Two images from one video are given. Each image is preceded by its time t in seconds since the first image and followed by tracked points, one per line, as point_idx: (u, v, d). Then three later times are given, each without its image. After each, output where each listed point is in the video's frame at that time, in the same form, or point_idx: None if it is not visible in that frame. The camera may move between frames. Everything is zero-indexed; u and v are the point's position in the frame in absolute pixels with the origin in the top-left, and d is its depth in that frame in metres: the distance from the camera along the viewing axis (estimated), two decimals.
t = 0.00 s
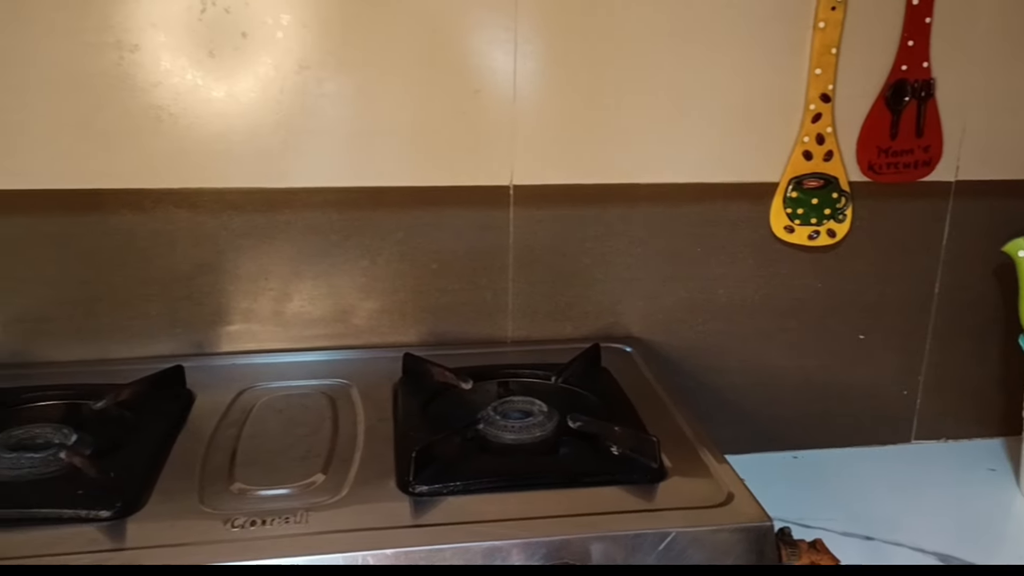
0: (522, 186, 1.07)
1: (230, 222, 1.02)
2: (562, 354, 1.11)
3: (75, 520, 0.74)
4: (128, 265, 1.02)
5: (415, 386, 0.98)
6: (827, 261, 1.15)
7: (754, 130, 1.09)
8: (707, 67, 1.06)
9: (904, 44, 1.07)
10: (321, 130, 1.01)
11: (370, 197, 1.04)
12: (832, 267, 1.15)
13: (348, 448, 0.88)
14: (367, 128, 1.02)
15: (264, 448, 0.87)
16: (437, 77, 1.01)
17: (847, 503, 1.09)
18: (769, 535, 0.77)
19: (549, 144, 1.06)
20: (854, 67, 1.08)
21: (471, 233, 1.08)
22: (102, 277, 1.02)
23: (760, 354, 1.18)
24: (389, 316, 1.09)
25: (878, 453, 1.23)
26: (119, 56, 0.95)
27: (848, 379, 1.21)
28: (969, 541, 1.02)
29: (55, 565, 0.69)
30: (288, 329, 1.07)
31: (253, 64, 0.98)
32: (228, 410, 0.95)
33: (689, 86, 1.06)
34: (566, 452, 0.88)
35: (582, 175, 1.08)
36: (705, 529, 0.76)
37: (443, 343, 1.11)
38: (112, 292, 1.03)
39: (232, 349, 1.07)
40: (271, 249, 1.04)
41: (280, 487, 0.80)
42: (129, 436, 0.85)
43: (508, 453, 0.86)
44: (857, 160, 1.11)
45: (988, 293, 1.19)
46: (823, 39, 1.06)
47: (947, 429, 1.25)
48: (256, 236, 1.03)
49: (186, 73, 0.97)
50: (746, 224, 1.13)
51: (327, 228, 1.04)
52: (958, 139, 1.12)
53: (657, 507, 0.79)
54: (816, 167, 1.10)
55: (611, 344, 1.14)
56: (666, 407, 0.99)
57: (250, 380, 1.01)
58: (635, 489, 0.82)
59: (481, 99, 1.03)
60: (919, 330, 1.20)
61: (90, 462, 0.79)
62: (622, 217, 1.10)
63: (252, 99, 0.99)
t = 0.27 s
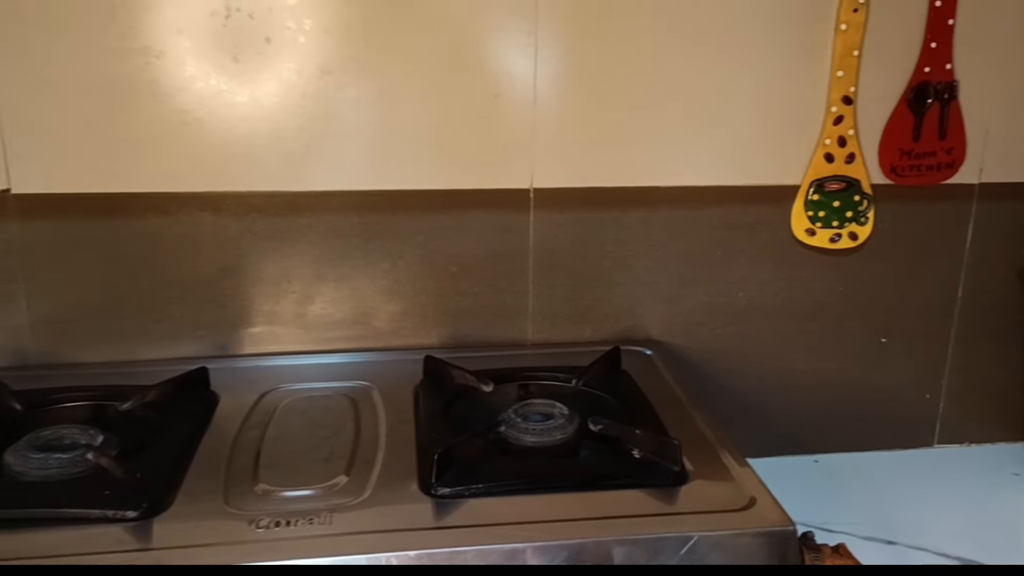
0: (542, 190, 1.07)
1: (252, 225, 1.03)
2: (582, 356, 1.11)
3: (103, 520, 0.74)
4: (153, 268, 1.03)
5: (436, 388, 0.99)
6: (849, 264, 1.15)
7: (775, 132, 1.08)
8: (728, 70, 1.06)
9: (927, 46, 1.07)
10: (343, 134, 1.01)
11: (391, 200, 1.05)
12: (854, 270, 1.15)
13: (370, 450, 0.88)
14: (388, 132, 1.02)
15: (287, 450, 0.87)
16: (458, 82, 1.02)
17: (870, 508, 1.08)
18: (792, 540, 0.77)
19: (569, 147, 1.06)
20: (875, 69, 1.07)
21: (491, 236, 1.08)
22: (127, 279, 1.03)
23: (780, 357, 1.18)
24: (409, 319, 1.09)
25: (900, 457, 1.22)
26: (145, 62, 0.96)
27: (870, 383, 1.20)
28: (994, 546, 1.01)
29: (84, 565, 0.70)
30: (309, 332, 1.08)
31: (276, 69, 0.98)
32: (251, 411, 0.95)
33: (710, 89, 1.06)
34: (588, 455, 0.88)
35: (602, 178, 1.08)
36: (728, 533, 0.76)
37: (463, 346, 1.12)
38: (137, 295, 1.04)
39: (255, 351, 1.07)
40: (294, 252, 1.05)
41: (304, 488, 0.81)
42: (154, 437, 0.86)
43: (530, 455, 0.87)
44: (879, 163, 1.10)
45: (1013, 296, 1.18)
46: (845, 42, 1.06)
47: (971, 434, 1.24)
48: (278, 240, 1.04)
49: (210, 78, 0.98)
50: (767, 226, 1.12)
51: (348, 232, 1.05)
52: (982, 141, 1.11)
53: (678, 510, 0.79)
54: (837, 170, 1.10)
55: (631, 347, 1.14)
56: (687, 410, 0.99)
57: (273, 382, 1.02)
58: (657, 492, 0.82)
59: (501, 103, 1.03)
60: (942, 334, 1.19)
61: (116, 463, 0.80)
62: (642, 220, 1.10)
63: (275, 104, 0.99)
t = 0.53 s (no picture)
0: (568, 187, 1.07)
1: (281, 223, 1.04)
2: (608, 354, 1.11)
3: (138, 513, 0.76)
4: (183, 265, 1.04)
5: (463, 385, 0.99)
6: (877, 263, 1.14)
7: (803, 129, 1.08)
8: (755, 67, 1.05)
9: (957, 41, 1.06)
10: (371, 132, 1.02)
11: (418, 198, 1.05)
12: (883, 268, 1.14)
13: (399, 446, 0.89)
14: (415, 130, 1.03)
15: (317, 446, 0.88)
16: (484, 80, 1.02)
17: (899, 508, 1.08)
18: (822, 540, 0.76)
19: (596, 145, 1.06)
20: (905, 65, 1.06)
21: (517, 234, 1.08)
22: (158, 276, 1.04)
23: (808, 356, 1.17)
24: (436, 316, 1.10)
25: (929, 457, 1.21)
26: (177, 63, 0.97)
27: (898, 382, 1.19)
28: None
29: (121, 557, 0.71)
30: (337, 329, 1.08)
31: (304, 68, 0.99)
32: (281, 407, 0.96)
33: (737, 86, 1.06)
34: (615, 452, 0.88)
35: (629, 176, 1.08)
36: (757, 532, 0.76)
37: (489, 343, 1.12)
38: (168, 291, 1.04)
39: (283, 347, 1.08)
40: (322, 250, 1.06)
41: (334, 483, 0.81)
42: (187, 432, 0.87)
43: (557, 453, 0.87)
44: (908, 160, 1.09)
45: None
46: (874, 38, 1.05)
47: (1001, 434, 1.23)
48: (306, 237, 1.05)
49: (239, 78, 0.99)
50: (794, 224, 1.12)
51: (376, 229, 1.06)
52: (1013, 138, 1.10)
53: (706, 509, 0.79)
54: (866, 167, 1.09)
55: (657, 344, 1.14)
56: (714, 408, 0.99)
57: (301, 378, 1.03)
58: (685, 491, 0.82)
59: (527, 101, 1.04)
60: (972, 333, 1.18)
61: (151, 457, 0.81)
62: (668, 218, 1.10)
63: (303, 103, 1.00)
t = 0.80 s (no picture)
0: (607, 187, 1.07)
1: (323, 219, 1.05)
2: (645, 354, 1.11)
3: (185, 503, 0.77)
4: (227, 259, 1.05)
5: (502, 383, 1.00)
6: (920, 265, 1.12)
7: (846, 130, 1.07)
8: (798, 67, 1.04)
9: (1005, 41, 1.04)
10: (412, 131, 1.03)
11: (458, 196, 1.06)
12: (925, 270, 1.12)
13: (439, 441, 0.90)
14: (456, 129, 1.04)
15: (358, 440, 0.89)
16: (524, 78, 1.03)
17: (941, 514, 1.06)
18: (865, 543, 0.76)
19: (636, 144, 1.06)
20: (952, 66, 1.05)
21: (556, 232, 1.09)
22: (203, 270, 1.05)
23: (847, 358, 1.16)
24: (474, 313, 1.10)
25: (971, 463, 1.19)
26: (224, 61, 0.99)
27: (939, 386, 1.18)
28: None
29: (169, 544, 0.72)
30: (376, 325, 1.09)
31: (347, 67, 1.00)
32: (323, 401, 0.98)
33: (779, 86, 1.05)
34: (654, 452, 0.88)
35: (669, 175, 1.07)
36: (798, 535, 0.76)
37: (526, 341, 1.12)
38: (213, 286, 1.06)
39: (323, 342, 1.09)
40: (362, 247, 1.07)
41: (376, 477, 0.82)
42: (231, 423, 0.89)
43: (596, 451, 0.87)
44: (953, 162, 1.08)
45: None
46: (919, 37, 1.04)
47: None
48: (347, 234, 1.06)
49: (284, 76, 1.00)
50: (835, 225, 1.11)
51: (415, 226, 1.07)
52: None
53: (747, 510, 0.79)
54: (910, 168, 1.08)
55: (695, 344, 1.13)
56: (753, 409, 0.99)
57: (341, 373, 1.04)
58: (724, 492, 0.82)
59: (568, 100, 1.04)
60: (1016, 337, 1.16)
61: (198, 449, 0.83)
62: (707, 218, 1.10)
63: (345, 101, 1.01)
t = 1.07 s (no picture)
0: (638, 186, 1.07)
1: (354, 217, 1.06)
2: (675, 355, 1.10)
3: (221, 497, 0.78)
4: (259, 256, 1.06)
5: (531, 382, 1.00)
6: (955, 267, 1.11)
7: (880, 130, 1.06)
8: (832, 66, 1.03)
9: None
10: (444, 129, 1.03)
11: (488, 195, 1.06)
12: (960, 273, 1.11)
13: (470, 439, 0.90)
14: (487, 127, 1.04)
15: (389, 437, 0.90)
16: (556, 77, 1.02)
17: (976, 519, 1.05)
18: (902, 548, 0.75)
19: (667, 144, 1.05)
20: (990, 65, 1.03)
21: (586, 232, 1.09)
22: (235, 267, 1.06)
23: (879, 360, 1.15)
24: (503, 312, 1.10)
25: (1006, 468, 1.17)
26: (258, 60, 1.00)
27: (974, 390, 1.16)
28: None
29: (205, 538, 0.73)
30: (406, 322, 1.10)
31: (380, 65, 1.01)
32: (354, 397, 0.98)
33: (813, 85, 1.04)
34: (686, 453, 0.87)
35: (700, 175, 1.07)
36: (834, 539, 0.75)
37: (556, 340, 1.12)
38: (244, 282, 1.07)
39: (353, 339, 1.10)
40: (393, 244, 1.07)
41: (408, 475, 0.83)
42: (264, 418, 0.89)
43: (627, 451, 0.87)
44: (991, 164, 1.06)
45: None
46: (957, 37, 1.02)
47: None
48: (379, 232, 1.07)
49: (318, 75, 1.01)
50: (869, 226, 1.09)
51: (446, 225, 1.07)
52: None
53: (780, 513, 0.79)
54: (946, 169, 1.06)
55: (725, 345, 1.13)
56: (786, 411, 0.98)
57: (372, 370, 1.05)
58: (757, 495, 0.81)
59: (599, 99, 1.03)
60: None
61: (232, 443, 0.83)
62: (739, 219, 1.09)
63: (378, 99, 1.02)
